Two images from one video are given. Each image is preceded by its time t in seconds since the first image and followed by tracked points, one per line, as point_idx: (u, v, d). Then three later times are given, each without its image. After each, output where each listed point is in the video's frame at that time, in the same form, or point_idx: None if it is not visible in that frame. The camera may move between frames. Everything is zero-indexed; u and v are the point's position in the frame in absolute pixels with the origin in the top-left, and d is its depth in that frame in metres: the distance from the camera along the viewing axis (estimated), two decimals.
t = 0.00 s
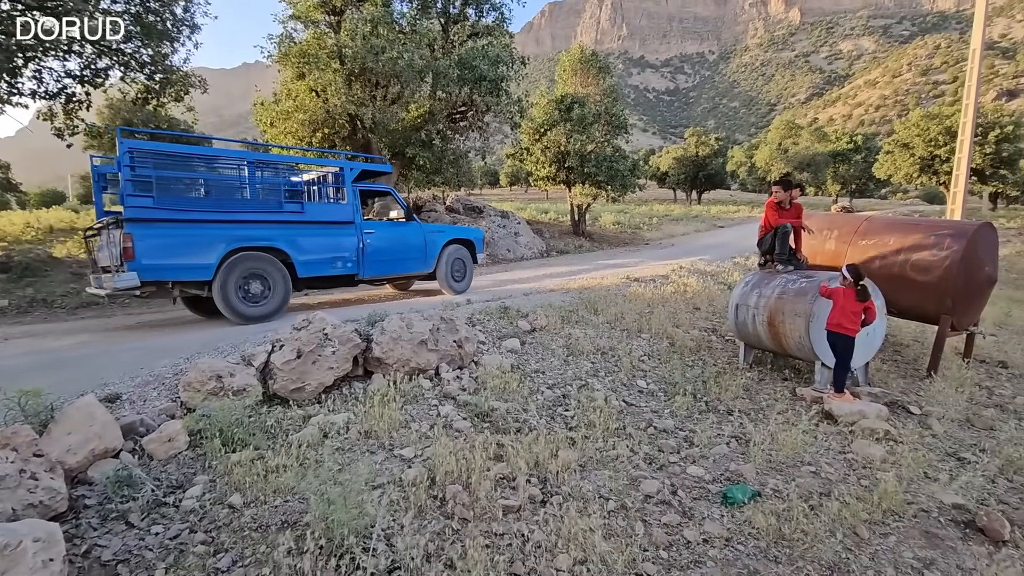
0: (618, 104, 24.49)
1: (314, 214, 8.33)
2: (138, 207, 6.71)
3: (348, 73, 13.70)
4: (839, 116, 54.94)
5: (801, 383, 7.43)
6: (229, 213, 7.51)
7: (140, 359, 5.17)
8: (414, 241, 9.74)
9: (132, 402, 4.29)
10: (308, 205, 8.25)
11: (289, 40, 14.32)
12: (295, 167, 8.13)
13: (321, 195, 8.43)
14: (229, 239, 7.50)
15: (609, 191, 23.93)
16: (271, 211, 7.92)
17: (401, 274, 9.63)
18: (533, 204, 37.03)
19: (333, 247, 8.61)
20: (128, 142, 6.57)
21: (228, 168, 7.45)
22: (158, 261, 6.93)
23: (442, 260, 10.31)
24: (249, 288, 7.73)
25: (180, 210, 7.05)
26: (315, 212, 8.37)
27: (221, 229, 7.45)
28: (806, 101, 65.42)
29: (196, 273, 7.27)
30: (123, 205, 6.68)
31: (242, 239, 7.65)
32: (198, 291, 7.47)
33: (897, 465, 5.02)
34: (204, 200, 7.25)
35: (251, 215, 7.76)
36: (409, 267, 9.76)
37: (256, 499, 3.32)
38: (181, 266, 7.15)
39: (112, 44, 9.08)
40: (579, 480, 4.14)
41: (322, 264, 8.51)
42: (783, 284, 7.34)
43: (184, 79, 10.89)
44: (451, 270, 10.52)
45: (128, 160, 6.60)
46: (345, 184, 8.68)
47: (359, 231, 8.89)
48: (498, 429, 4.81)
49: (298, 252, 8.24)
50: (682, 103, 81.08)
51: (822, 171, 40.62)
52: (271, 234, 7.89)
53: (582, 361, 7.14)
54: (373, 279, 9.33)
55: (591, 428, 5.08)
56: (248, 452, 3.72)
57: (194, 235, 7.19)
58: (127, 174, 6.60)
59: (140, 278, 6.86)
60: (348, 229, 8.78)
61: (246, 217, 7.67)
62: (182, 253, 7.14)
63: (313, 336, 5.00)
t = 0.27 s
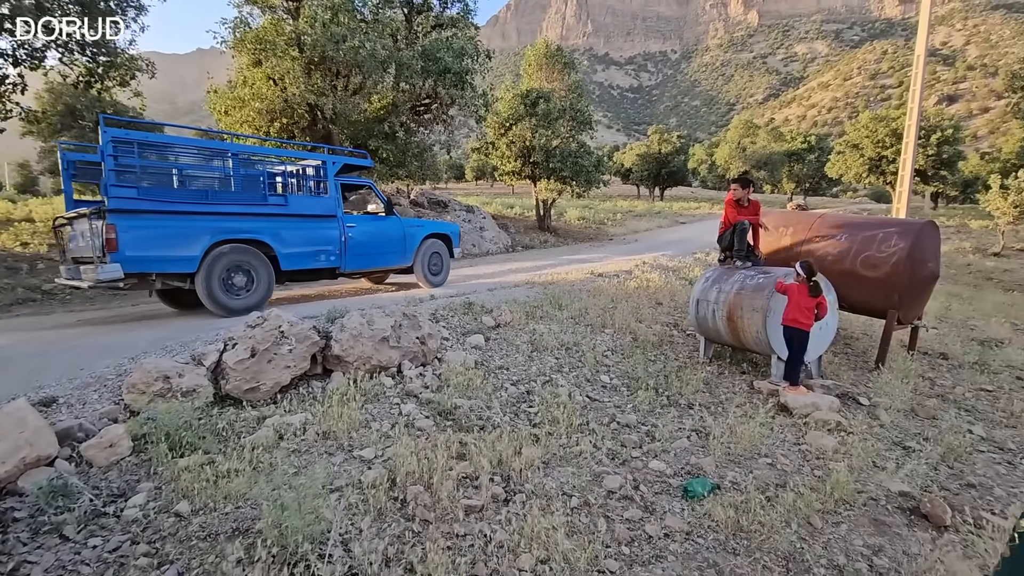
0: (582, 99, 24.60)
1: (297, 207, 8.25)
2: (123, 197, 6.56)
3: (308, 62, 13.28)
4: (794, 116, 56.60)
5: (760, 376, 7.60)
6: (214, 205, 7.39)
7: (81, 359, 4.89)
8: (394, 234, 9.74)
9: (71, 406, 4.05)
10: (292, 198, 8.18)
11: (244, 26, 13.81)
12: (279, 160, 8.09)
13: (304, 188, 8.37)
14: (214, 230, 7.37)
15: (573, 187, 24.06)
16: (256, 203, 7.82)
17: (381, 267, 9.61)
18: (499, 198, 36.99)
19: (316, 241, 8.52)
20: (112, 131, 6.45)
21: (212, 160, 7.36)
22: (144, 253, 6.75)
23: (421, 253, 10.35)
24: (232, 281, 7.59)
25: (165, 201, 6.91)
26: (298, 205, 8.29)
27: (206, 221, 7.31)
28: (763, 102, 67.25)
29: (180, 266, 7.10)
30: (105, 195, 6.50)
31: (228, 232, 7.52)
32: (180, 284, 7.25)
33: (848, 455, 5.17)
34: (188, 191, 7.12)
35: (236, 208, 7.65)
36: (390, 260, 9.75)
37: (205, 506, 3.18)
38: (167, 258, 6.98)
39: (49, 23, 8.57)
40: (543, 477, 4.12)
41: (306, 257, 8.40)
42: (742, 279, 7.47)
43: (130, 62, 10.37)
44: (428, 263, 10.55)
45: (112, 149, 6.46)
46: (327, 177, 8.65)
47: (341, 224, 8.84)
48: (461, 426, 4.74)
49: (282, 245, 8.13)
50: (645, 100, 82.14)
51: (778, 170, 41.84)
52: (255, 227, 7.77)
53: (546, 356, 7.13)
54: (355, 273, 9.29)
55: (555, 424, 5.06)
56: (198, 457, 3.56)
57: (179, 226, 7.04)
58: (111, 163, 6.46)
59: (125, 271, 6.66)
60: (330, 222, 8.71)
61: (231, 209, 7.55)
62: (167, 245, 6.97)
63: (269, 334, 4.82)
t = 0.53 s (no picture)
0: (532, 93, 24.56)
1: (261, 199, 7.97)
2: (80, 186, 6.16)
3: (245, 45, 12.62)
4: (733, 115, 58.54)
5: (706, 366, 7.75)
6: (177, 196, 7.06)
7: None
8: (357, 226, 9.52)
9: None
10: (256, 189, 7.89)
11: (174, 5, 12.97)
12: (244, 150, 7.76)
13: (268, 179, 8.07)
14: (176, 222, 7.05)
15: (524, 180, 24.04)
16: (220, 194, 7.51)
17: (344, 260, 9.40)
18: (448, 192, 36.58)
19: (280, 232, 8.25)
20: (68, 116, 6.01)
21: (174, 149, 6.99)
22: (103, 245, 6.40)
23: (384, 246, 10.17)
24: (195, 272, 7.31)
25: (125, 191, 6.53)
26: (262, 197, 8.01)
27: (168, 212, 6.97)
28: (704, 100, 69.23)
29: (140, 258, 6.76)
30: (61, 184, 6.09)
31: (190, 223, 7.20)
32: (139, 277, 6.92)
33: (790, 440, 5.33)
34: (148, 181, 6.76)
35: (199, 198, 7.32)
36: (353, 252, 9.54)
37: (128, 523, 2.95)
38: (127, 250, 6.64)
39: None
40: (496, 474, 4.03)
41: (268, 249, 8.14)
42: (688, 272, 7.58)
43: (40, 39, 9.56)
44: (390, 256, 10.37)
45: (68, 136, 6.02)
46: (291, 168, 8.34)
47: (305, 217, 8.57)
48: (411, 426, 4.59)
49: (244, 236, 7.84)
50: (593, 96, 83.06)
51: (719, 166, 43.18)
52: (217, 218, 7.46)
53: (498, 351, 7.04)
54: (318, 265, 9.05)
55: (508, 420, 4.97)
56: (120, 470, 3.29)
57: (139, 217, 6.69)
58: (67, 151, 6.03)
59: (82, 263, 6.29)
60: (294, 214, 8.44)
61: (193, 200, 7.22)
62: (127, 236, 6.62)
63: (201, 334, 4.51)
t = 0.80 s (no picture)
0: (471, 86, 24.25)
1: (210, 192, 7.49)
2: (10, 177, 5.62)
3: (160, 25, 11.70)
4: (667, 113, 60.25)
5: (650, 359, 7.82)
6: (121, 189, 6.55)
7: None
8: (308, 219, 9.10)
9: None
10: (204, 181, 7.40)
11: None
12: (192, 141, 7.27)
13: (217, 172, 7.59)
14: (119, 216, 6.53)
15: (464, 175, 23.73)
16: (166, 186, 7.02)
17: (295, 255, 8.98)
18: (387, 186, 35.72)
19: (230, 227, 7.77)
20: None
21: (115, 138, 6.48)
22: (38, 241, 5.89)
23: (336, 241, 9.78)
24: (141, 267, 6.80)
25: (61, 183, 6.01)
26: (211, 190, 7.52)
27: (110, 205, 6.46)
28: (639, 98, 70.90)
29: (79, 254, 6.24)
30: None
31: (134, 217, 6.69)
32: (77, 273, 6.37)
33: (732, 430, 5.41)
34: (87, 172, 6.24)
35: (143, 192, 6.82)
36: (305, 247, 9.13)
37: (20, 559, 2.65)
38: (65, 246, 6.11)
39: None
40: (444, 480, 3.83)
41: (217, 244, 7.65)
42: (632, 265, 7.61)
43: None
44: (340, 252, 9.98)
45: None
46: (241, 161, 7.85)
47: (254, 210, 8.11)
48: (352, 432, 4.32)
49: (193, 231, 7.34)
50: (532, 92, 83.41)
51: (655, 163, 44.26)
52: (164, 212, 6.97)
53: (443, 349, 6.81)
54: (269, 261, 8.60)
55: (455, 422, 4.78)
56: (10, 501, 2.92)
57: (77, 211, 6.17)
58: None
59: (14, 260, 5.75)
60: (243, 208, 7.96)
61: (137, 193, 6.71)
62: (64, 231, 6.10)
63: (111, 342, 4.06)
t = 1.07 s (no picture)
0: (416, 81, 23.78)
1: (162, 189, 6.97)
2: None
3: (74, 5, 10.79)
4: (610, 114, 61.29)
5: (601, 359, 7.79)
6: (66, 182, 5.97)
7: None
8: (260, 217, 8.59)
9: None
10: (154, 178, 6.89)
11: None
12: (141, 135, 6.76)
13: (169, 167, 7.09)
14: (65, 212, 5.95)
15: (410, 172, 23.24)
16: (114, 182, 6.48)
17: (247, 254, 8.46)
18: (328, 183, 34.63)
19: (182, 225, 7.25)
20: None
21: (60, 129, 5.93)
22: None
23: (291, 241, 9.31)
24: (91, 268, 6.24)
25: None
26: (161, 187, 7.01)
27: (55, 200, 5.88)
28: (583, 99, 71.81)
29: (20, 252, 5.62)
30: None
31: (81, 214, 6.12)
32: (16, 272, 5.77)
33: (684, 430, 5.42)
34: (27, 163, 5.65)
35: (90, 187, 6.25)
36: (258, 246, 8.62)
37: None
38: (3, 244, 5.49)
39: None
40: (392, 495, 3.61)
41: (169, 243, 7.11)
42: (582, 265, 7.56)
43: None
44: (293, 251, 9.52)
45: None
46: (192, 156, 7.35)
47: (206, 208, 7.59)
48: (293, 447, 4.02)
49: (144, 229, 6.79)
50: (477, 90, 83.07)
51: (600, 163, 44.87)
52: (114, 209, 6.42)
53: (390, 353, 6.53)
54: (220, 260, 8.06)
55: (404, 432, 4.54)
56: None
57: (17, 205, 5.57)
58: None
59: None
60: (196, 204, 7.45)
61: (84, 188, 6.15)
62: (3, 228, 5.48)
63: (12, 355, 3.61)
